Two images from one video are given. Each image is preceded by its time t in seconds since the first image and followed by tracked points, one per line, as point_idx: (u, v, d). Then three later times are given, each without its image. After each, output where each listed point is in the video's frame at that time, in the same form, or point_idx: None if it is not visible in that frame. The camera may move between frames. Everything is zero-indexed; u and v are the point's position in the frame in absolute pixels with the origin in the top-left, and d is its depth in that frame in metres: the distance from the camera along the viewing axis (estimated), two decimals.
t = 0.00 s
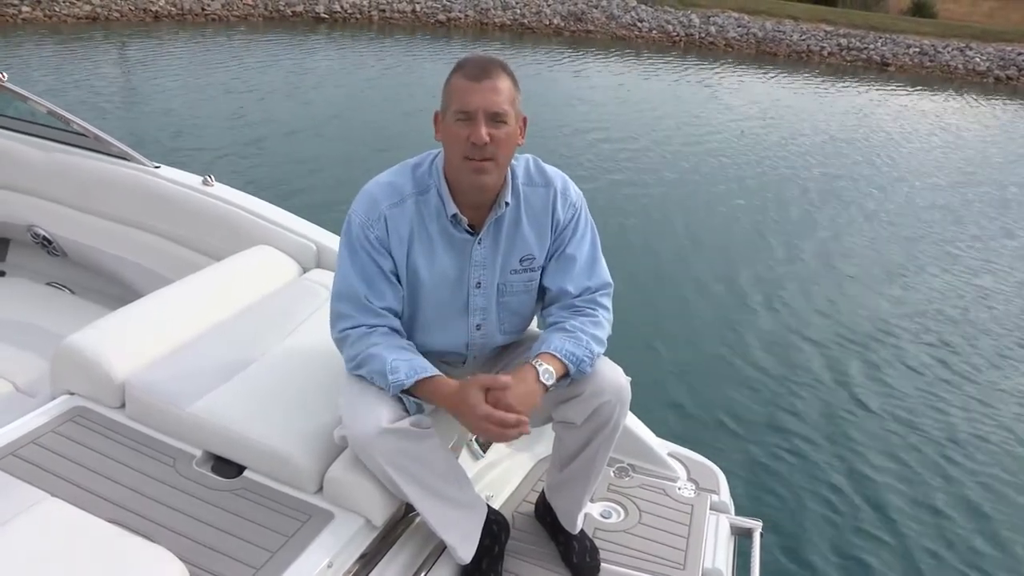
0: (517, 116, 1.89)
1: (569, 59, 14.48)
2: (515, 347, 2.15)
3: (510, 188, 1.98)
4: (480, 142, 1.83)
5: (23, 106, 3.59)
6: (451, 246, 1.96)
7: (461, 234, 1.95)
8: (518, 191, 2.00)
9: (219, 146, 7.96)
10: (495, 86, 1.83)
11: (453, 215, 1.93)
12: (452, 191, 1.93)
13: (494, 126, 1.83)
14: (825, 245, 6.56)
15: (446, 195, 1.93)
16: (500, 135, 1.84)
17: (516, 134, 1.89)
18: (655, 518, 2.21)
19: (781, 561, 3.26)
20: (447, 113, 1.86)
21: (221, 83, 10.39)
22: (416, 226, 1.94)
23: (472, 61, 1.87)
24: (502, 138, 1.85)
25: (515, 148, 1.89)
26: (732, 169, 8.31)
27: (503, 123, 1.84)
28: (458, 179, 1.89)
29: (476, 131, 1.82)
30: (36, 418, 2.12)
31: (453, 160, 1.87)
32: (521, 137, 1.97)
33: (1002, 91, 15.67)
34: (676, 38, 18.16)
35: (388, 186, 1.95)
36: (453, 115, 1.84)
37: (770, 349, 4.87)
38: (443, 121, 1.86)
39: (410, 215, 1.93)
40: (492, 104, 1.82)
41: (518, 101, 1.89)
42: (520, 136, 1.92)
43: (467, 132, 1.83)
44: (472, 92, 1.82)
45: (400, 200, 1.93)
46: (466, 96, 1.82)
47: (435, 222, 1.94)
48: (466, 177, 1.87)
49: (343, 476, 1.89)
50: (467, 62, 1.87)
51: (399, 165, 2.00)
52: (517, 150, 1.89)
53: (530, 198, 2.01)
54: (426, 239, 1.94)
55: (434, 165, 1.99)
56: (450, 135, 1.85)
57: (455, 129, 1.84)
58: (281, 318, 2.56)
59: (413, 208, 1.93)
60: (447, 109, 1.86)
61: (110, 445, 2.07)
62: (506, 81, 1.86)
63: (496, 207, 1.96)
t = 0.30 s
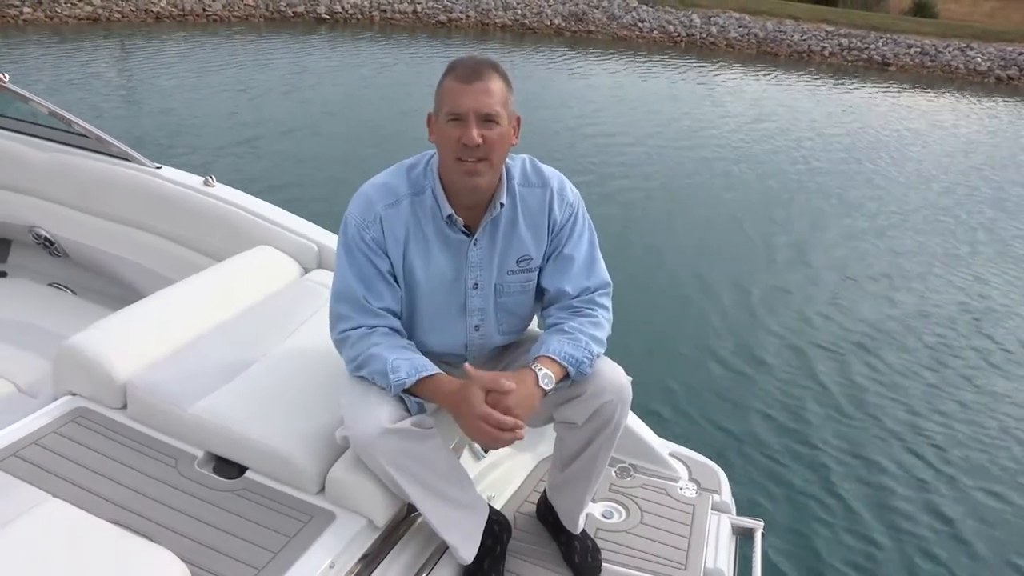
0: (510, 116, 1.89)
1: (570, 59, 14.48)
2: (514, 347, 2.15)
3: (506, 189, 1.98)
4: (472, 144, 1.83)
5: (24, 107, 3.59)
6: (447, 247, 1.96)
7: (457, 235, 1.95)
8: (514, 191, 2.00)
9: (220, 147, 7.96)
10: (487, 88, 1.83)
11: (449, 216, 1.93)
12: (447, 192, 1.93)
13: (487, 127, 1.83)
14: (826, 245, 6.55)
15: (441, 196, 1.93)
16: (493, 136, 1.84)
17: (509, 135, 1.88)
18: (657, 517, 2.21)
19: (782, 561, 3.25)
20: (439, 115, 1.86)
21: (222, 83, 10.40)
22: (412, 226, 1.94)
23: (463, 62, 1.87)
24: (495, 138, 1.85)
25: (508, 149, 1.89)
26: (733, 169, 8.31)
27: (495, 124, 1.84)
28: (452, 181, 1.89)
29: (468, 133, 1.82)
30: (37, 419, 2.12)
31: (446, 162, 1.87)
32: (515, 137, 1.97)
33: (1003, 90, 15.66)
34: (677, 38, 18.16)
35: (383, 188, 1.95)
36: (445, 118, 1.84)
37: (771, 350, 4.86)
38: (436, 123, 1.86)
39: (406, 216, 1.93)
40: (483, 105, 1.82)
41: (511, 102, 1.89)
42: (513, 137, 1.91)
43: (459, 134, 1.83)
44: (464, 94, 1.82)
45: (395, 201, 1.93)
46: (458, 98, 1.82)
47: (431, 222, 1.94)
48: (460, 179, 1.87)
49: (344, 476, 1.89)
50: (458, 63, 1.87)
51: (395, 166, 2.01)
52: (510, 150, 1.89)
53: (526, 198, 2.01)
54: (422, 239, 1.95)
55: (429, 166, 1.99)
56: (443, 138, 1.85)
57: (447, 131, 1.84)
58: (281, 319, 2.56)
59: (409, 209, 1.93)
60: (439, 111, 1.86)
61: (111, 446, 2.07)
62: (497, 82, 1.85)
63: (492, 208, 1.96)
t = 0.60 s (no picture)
0: (507, 117, 1.89)
1: (570, 60, 14.48)
2: (514, 347, 2.15)
3: (505, 190, 1.98)
4: (469, 144, 1.83)
5: (23, 108, 3.60)
6: (446, 248, 1.96)
7: (456, 236, 1.96)
8: (513, 192, 2.00)
9: (220, 148, 7.97)
10: (483, 88, 1.83)
11: (448, 217, 1.93)
12: (446, 194, 1.94)
13: (484, 127, 1.83)
14: (826, 246, 6.55)
15: (440, 198, 1.93)
16: (490, 136, 1.84)
17: (506, 135, 1.89)
18: (657, 518, 2.21)
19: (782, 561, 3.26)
20: (436, 116, 1.86)
21: (222, 84, 10.40)
22: (411, 227, 1.94)
23: (460, 63, 1.87)
24: (492, 139, 1.85)
25: (505, 149, 1.89)
26: (732, 169, 8.32)
27: (493, 124, 1.84)
28: (451, 182, 1.89)
29: (465, 134, 1.82)
30: (37, 420, 2.12)
31: (444, 163, 1.88)
32: (514, 138, 1.97)
33: (1003, 91, 15.66)
34: (677, 39, 18.15)
35: (382, 189, 1.95)
36: (442, 119, 1.84)
37: (771, 350, 4.86)
38: (434, 124, 1.86)
39: (405, 216, 1.93)
40: (480, 106, 1.82)
41: (508, 102, 1.89)
42: (511, 137, 1.92)
43: (456, 134, 1.83)
44: (460, 95, 1.82)
45: (394, 202, 1.93)
46: (455, 99, 1.83)
47: (430, 224, 1.95)
48: (457, 179, 1.87)
49: (345, 477, 1.89)
50: (455, 65, 1.88)
51: (394, 168, 2.01)
52: (507, 151, 1.89)
53: (526, 199, 2.02)
54: (421, 241, 1.95)
55: (428, 167, 1.99)
56: (440, 139, 1.85)
57: (444, 132, 1.84)
58: (282, 320, 2.57)
59: (408, 210, 1.94)
60: (437, 112, 1.86)
61: (111, 446, 2.07)
62: (494, 83, 1.85)
63: (491, 209, 1.96)
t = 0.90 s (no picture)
0: (512, 118, 1.90)
1: (569, 61, 14.48)
2: (514, 348, 2.16)
3: (506, 191, 1.98)
4: (474, 146, 1.83)
5: (23, 110, 3.60)
6: (447, 250, 1.97)
7: (458, 237, 1.96)
8: (514, 194, 2.00)
9: (219, 150, 7.97)
10: (488, 90, 1.83)
11: (450, 218, 1.94)
12: (448, 195, 1.94)
13: (488, 129, 1.84)
14: (824, 247, 6.55)
15: (442, 199, 1.93)
16: (495, 138, 1.85)
17: (510, 137, 1.89)
18: (656, 519, 2.21)
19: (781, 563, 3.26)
20: (441, 118, 1.86)
21: (221, 86, 10.41)
22: (413, 230, 1.94)
23: (464, 64, 1.88)
24: (497, 140, 1.85)
25: (509, 151, 1.89)
26: (731, 170, 8.32)
27: (497, 126, 1.84)
28: (454, 183, 1.90)
29: (470, 136, 1.83)
30: (37, 423, 2.13)
31: (448, 165, 1.88)
32: (516, 139, 1.97)
33: (1001, 91, 15.66)
34: (675, 41, 18.16)
35: (383, 191, 1.95)
36: (447, 120, 1.84)
37: (770, 351, 4.86)
38: (438, 126, 1.87)
39: (407, 218, 1.94)
40: (485, 108, 1.83)
41: (511, 104, 1.90)
42: (515, 138, 1.92)
43: (461, 136, 1.84)
44: (465, 96, 1.83)
45: (396, 204, 1.93)
46: (460, 101, 1.83)
47: (432, 225, 1.95)
48: (462, 180, 1.88)
49: (344, 478, 1.89)
50: (459, 66, 1.88)
51: (395, 170, 2.01)
52: (511, 152, 1.90)
53: (526, 200, 2.02)
54: (422, 243, 1.95)
55: (430, 168, 1.99)
56: (445, 140, 1.86)
57: (449, 134, 1.84)
58: (281, 322, 2.57)
59: (409, 212, 1.94)
60: (441, 113, 1.87)
61: (112, 449, 2.08)
62: (499, 84, 1.86)
63: (492, 210, 1.96)
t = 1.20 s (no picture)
0: (512, 122, 1.90)
1: (566, 63, 14.50)
2: (513, 349, 2.16)
3: (506, 193, 1.99)
4: (473, 149, 1.84)
5: (20, 112, 3.60)
6: (447, 251, 1.97)
7: (457, 239, 1.96)
8: (514, 195, 2.01)
9: (217, 153, 7.98)
10: (489, 94, 1.84)
11: (450, 220, 1.94)
12: (448, 197, 1.94)
13: (488, 133, 1.84)
14: (821, 249, 6.56)
15: (441, 201, 1.94)
16: (495, 141, 1.85)
17: (510, 140, 1.90)
18: (654, 521, 2.22)
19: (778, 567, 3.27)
20: (442, 121, 1.87)
21: (218, 88, 10.41)
22: (413, 232, 1.95)
23: (465, 67, 1.88)
24: (497, 144, 1.86)
25: (509, 154, 1.90)
26: (728, 173, 8.34)
27: (497, 130, 1.85)
28: (454, 186, 1.90)
29: (470, 139, 1.83)
30: (35, 424, 2.13)
31: (447, 167, 1.89)
32: (517, 141, 1.98)
33: (997, 94, 15.70)
34: (672, 43, 18.18)
35: (383, 193, 1.96)
36: (447, 123, 1.85)
37: (767, 353, 4.87)
38: (439, 128, 1.87)
39: (407, 220, 1.94)
40: (485, 112, 1.83)
41: (512, 108, 1.90)
42: (515, 141, 1.92)
43: (461, 139, 1.84)
44: (466, 100, 1.83)
45: (396, 206, 1.94)
46: (461, 104, 1.83)
47: (432, 227, 1.95)
48: (462, 184, 1.88)
49: (342, 480, 1.90)
50: (460, 69, 1.88)
51: (395, 171, 2.01)
52: (511, 156, 1.90)
53: (526, 202, 2.02)
54: (422, 245, 1.96)
55: (430, 170, 2.00)
56: (445, 143, 1.86)
57: (449, 137, 1.85)
58: (279, 324, 2.57)
59: (409, 214, 1.94)
60: (442, 116, 1.87)
61: (109, 451, 2.08)
62: (500, 88, 1.86)
63: (492, 212, 1.97)
